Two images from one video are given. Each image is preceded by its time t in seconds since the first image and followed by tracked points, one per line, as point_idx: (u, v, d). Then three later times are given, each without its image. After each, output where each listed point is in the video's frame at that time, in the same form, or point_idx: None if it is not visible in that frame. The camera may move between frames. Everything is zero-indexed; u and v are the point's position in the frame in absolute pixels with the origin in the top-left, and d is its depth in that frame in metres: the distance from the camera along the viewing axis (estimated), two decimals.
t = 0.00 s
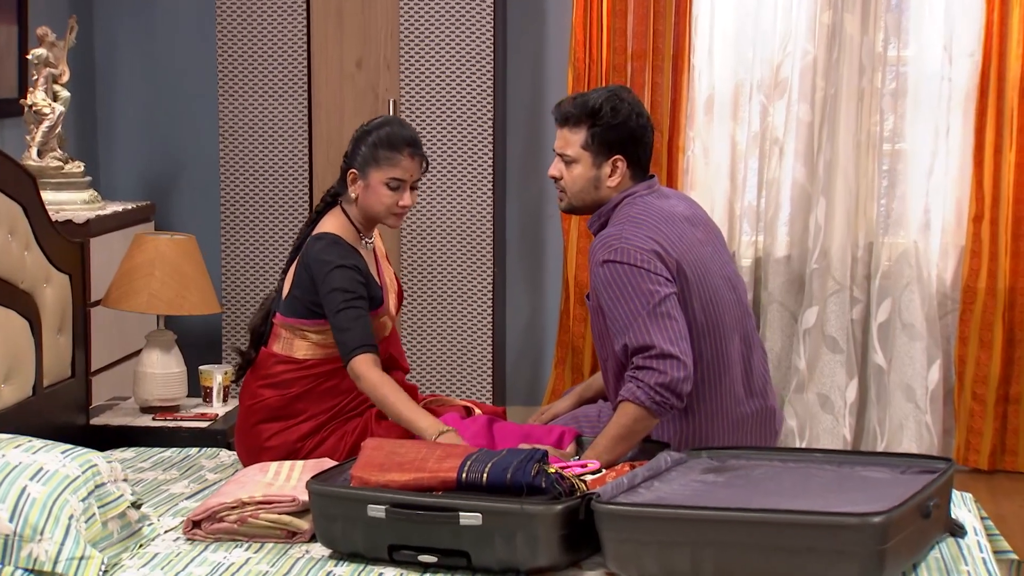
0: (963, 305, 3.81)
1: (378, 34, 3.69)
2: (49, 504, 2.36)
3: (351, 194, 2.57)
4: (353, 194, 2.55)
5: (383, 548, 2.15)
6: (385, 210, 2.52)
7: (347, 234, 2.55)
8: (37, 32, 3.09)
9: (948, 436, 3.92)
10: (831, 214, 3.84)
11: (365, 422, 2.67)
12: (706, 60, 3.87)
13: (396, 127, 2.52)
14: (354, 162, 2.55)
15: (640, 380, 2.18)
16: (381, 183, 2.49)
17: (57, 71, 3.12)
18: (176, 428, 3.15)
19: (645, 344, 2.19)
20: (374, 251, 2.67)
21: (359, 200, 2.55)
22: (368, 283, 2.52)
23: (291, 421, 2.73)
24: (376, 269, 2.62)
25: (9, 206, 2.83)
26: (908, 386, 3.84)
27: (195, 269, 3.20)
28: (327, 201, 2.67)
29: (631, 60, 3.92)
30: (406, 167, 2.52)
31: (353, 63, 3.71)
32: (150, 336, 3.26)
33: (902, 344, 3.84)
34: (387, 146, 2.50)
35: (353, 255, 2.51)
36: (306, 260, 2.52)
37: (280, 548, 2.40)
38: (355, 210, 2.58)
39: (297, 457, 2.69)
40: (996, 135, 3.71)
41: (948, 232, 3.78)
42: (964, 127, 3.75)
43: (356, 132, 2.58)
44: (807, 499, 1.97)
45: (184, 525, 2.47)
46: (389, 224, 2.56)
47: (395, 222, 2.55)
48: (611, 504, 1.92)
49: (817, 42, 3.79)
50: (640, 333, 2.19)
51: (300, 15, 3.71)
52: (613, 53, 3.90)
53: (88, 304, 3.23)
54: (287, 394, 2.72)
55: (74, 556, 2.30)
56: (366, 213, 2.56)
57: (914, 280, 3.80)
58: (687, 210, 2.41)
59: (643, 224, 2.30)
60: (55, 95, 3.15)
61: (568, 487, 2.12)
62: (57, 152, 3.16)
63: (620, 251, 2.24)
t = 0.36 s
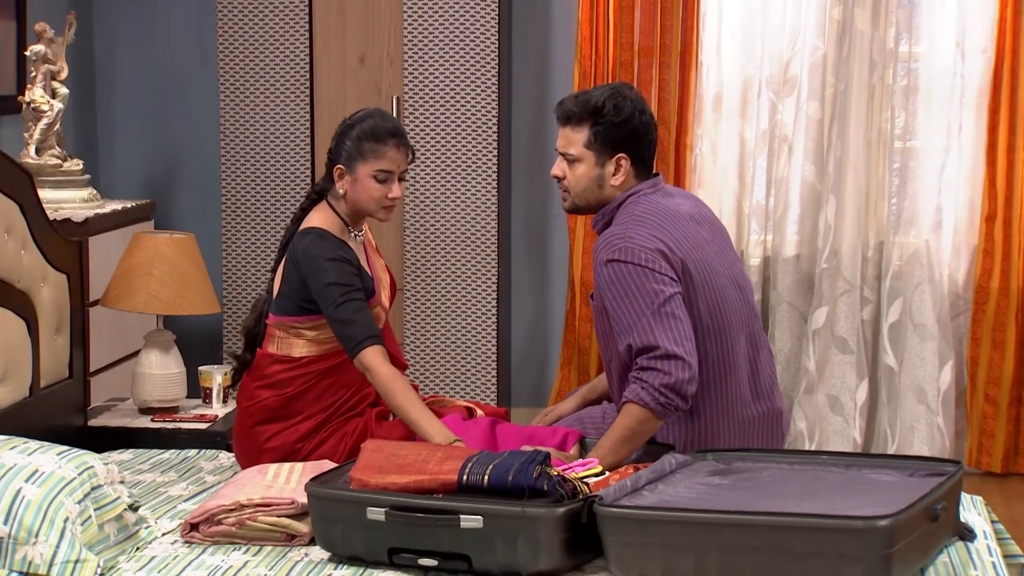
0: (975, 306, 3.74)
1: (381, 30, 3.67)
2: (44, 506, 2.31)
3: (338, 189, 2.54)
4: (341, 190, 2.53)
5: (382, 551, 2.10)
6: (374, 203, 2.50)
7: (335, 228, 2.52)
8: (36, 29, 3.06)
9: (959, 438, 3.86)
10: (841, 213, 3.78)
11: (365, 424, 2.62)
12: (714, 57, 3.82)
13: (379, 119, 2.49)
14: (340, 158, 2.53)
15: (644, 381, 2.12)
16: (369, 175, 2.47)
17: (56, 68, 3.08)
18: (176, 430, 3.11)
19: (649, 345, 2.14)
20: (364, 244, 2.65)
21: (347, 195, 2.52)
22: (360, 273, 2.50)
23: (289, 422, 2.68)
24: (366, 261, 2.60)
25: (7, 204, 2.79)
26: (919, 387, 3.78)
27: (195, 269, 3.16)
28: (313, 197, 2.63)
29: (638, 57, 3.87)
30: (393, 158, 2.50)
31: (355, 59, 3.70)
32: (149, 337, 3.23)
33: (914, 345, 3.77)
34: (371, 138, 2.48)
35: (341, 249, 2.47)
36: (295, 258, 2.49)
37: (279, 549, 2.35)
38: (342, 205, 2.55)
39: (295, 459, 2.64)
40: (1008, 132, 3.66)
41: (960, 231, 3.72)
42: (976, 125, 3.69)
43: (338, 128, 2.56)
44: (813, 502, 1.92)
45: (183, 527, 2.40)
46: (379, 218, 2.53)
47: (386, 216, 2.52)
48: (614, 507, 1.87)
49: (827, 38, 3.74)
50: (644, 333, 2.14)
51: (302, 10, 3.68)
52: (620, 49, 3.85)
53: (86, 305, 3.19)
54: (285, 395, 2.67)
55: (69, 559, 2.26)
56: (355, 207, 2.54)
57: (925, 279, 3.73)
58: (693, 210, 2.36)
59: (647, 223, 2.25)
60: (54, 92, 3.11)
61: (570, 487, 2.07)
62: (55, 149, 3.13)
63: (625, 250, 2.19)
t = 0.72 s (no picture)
0: (992, 307, 3.67)
1: (385, 30, 3.68)
2: (40, 509, 2.25)
3: (330, 183, 2.56)
4: (332, 183, 2.54)
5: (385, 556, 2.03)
6: (365, 194, 2.52)
7: (329, 221, 2.53)
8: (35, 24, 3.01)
9: (976, 441, 3.78)
10: (855, 211, 3.71)
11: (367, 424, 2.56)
12: (725, 52, 3.75)
13: (365, 109, 2.52)
14: (330, 151, 2.55)
15: (653, 382, 2.06)
16: (358, 164, 2.49)
17: (56, 63, 3.03)
18: (176, 432, 3.06)
19: (657, 346, 2.07)
20: (362, 239, 2.64)
21: (339, 188, 2.54)
22: (355, 267, 2.49)
23: (289, 423, 2.62)
24: (361, 257, 2.59)
25: (5, 202, 2.74)
26: (935, 389, 3.70)
27: (197, 270, 3.11)
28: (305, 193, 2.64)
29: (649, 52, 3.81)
30: (381, 146, 2.51)
31: (360, 55, 3.71)
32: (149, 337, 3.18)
33: (929, 346, 3.70)
34: (359, 128, 2.50)
35: (334, 242, 2.46)
36: (289, 257, 2.48)
37: (281, 553, 2.28)
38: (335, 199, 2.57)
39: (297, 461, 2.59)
40: None
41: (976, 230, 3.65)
42: (993, 121, 3.62)
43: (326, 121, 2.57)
44: (823, 506, 1.85)
45: (183, 531, 2.34)
46: (371, 209, 2.55)
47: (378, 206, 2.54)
48: (621, 510, 1.80)
49: (840, 33, 3.67)
50: (652, 333, 2.08)
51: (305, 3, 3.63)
52: (630, 44, 3.79)
53: (86, 305, 3.14)
54: (285, 396, 2.62)
55: (67, 563, 2.20)
56: (348, 201, 2.55)
57: (941, 279, 3.66)
58: (702, 208, 2.29)
59: (655, 222, 2.18)
60: (53, 88, 3.06)
61: (575, 491, 2.01)
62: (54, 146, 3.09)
63: (633, 249, 2.12)
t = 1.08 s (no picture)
0: (1009, 306, 3.61)
1: (392, 24, 3.58)
2: (40, 512, 2.21)
3: (333, 182, 2.51)
4: (335, 182, 2.50)
5: (390, 560, 1.98)
6: (370, 192, 2.47)
7: (335, 219, 2.48)
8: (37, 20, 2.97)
9: (993, 444, 3.72)
10: (869, 210, 3.65)
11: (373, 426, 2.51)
12: (737, 48, 3.70)
13: (364, 105, 2.48)
14: (331, 149, 2.50)
15: (663, 384, 2.01)
16: (359, 160, 2.45)
17: (58, 60, 3.00)
18: (179, 433, 3.03)
19: (670, 347, 2.02)
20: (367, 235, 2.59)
21: (343, 186, 2.49)
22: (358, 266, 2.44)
23: (293, 424, 2.58)
24: (367, 254, 2.53)
25: (6, 200, 2.70)
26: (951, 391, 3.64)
27: (199, 268, 3.08)
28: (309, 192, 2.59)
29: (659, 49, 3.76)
30: (382, 139, 2.47)
31: (367, 51, 3.61)
32: (151, 337, 3.15)
33: (946, 347, 3.63)
34: (359, 124, 2.46)
35: (338, 239, 2.41)
36: (292, 253, 2.44)
37: (285, 557, 2.23)
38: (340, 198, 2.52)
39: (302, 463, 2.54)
40: None
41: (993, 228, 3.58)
42: (1011, 118, 3.55)
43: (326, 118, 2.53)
44: (835, 510, 1.80)
45: (184, 535, 2.29)
46: (377, 205, 2.50)
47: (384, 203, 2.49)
48: (629, 513, 1.75)
49: (855, 28, 3.61)
50: (665, 335, 2.02)
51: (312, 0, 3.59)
52: (640, 40, 3.73)
53: (88, 305, 3.11)
54: (289, 397, 2.57)
55: (67, 566, 2.16)
56: (353, 199, 2.50)
57: (958, 279, 3.60)
58: (716, 206, 2.24)
59: (669, 219, 2.13)
60: (56, 85, 3.03)
61: (583, 493, 1.95)
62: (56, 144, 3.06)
63: (646, 248, 2.07)
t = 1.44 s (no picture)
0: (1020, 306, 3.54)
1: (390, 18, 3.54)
2: (31, 515, 2.16)
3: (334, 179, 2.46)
4: (336, 179, 2.45)
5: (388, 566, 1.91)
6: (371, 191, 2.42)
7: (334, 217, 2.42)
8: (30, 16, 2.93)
9: (1003, 447, 3.65)
10: (876, 208, 3.59)
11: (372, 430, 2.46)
12: (743, 44, 3.64)
13: (366, 102, 2.42)
14: (331, 146, 2.45)
15: (694, 371, 1.94)
16: (361, 158, 2.39)
17: (52, 56, 2.96)
18: (174, 436, 2.98)
19: (701, 334, 1.95)
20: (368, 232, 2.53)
21: (343, 184, 2.44)
22: (355, 267, 2.38)
23: (291, 425, 2.53)
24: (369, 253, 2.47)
25: None
26: (960, 393, 3.58)
27: (194, 267, 3.03)
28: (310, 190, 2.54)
29: (664, 44, 3.70)
30: (383, 137, 2.41)
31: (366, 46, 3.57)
32: (146, 338, 3.10)
33: (955, 348, 3.57)
34: (360, 121, 2.40)
35: (338, 239, 2.35)
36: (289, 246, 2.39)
37: (282, 561, 2.17)
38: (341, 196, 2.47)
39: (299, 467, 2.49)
40: None
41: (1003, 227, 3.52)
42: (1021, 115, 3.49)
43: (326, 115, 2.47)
44: (839, 514, 1.74)
45: (179, 538, 2.23)
46: (378, 204, 2.45)
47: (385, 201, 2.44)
48: (630, 517, 1.69)
49: (863, 24, 3.55)
50: (695, 322, 1.95)
51: None
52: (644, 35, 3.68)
53: (81, 305, 3.06)
54: (286, 398, 2.51)
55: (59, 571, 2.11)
56: (354, 197, 2.45)
57: (967, 279, 3.53)
58: (731, 204, 2.18)
59: (691, 212, 2.07)
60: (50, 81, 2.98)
61: (585, 498, 1.89)
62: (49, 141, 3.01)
63: (671, 238, 2.01)
